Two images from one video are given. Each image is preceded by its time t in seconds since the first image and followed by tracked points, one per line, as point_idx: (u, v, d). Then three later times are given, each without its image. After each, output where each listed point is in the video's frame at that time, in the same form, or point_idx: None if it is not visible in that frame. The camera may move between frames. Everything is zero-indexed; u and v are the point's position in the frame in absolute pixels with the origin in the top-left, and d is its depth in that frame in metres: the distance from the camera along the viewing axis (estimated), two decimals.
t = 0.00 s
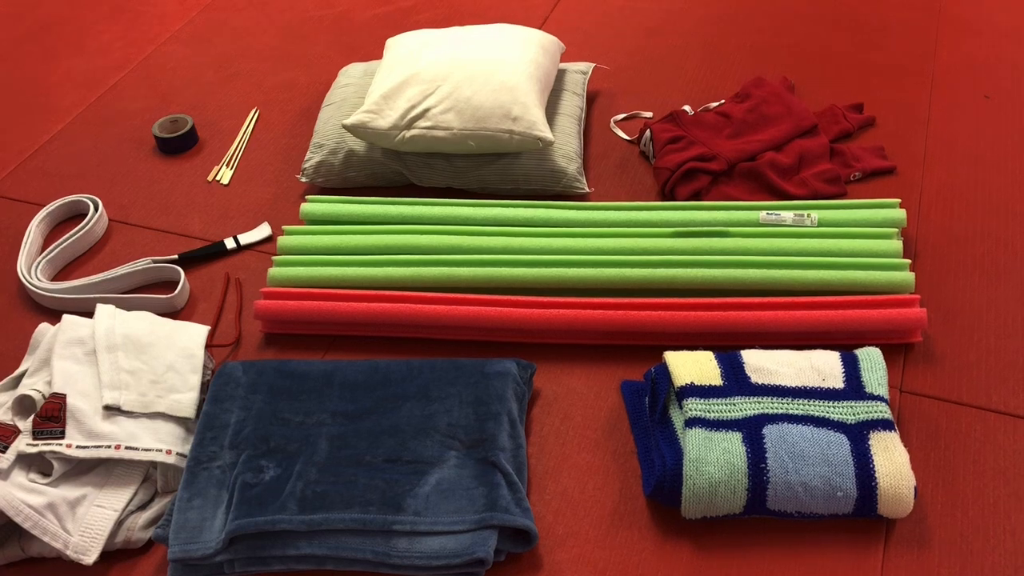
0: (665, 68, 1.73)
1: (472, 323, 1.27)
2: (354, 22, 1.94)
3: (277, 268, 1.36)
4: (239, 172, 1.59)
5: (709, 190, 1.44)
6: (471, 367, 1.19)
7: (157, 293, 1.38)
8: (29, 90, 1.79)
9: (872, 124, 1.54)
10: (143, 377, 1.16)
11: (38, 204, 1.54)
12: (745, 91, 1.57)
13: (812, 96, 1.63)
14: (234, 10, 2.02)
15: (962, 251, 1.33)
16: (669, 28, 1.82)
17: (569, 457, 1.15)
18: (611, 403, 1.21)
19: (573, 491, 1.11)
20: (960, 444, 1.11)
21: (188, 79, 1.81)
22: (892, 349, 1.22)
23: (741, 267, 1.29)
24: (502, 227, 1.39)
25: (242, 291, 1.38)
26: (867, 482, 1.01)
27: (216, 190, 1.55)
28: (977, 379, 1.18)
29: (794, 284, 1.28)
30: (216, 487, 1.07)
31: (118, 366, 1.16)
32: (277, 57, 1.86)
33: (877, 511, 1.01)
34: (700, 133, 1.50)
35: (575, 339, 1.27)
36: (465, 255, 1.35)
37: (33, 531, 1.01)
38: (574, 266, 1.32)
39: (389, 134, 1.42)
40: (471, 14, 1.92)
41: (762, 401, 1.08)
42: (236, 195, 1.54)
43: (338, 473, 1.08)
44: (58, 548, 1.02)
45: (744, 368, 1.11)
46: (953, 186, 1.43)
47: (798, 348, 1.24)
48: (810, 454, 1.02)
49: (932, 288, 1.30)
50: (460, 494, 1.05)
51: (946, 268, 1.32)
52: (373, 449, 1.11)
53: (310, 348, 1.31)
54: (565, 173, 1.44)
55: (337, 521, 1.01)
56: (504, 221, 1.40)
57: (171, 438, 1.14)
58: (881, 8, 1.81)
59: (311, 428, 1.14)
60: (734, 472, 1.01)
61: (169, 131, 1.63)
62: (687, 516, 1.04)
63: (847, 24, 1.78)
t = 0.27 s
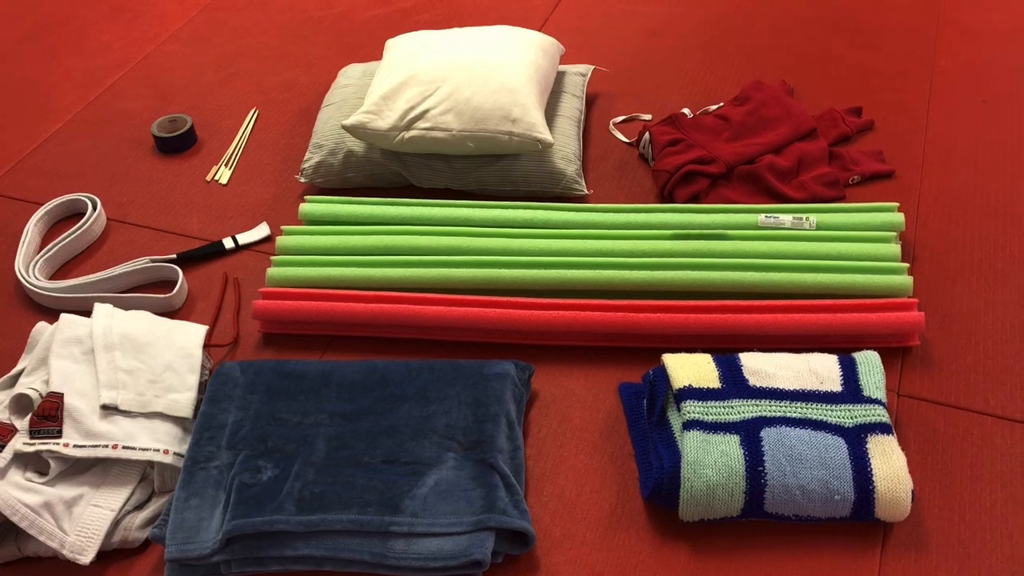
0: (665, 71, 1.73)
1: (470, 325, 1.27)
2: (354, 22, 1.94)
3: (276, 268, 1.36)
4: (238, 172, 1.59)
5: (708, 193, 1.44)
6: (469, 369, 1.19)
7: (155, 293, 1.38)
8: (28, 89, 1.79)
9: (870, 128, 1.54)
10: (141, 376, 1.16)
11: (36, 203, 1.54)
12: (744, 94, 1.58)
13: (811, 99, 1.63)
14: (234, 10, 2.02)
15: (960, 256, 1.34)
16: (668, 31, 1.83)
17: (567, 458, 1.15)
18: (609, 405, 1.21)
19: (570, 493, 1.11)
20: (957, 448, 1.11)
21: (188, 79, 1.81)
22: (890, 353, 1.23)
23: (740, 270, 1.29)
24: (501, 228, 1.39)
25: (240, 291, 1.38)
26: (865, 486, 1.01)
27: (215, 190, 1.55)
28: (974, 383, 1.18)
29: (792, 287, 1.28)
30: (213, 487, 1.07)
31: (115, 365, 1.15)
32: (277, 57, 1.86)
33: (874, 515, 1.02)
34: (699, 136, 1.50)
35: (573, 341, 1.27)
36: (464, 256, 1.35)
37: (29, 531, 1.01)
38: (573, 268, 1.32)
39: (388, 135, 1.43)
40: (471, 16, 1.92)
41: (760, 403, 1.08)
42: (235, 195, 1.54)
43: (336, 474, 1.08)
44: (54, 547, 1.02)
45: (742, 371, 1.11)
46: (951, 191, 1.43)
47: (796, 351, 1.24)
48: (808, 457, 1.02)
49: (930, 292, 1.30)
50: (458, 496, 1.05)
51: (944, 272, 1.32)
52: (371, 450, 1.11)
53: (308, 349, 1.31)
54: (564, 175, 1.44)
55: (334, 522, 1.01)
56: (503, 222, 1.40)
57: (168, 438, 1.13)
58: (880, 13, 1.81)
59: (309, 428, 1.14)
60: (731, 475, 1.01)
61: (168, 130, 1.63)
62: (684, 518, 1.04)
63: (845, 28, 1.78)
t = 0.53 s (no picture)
0: (664, 71, 1.73)
1: (469, 325, 1.27)
2: (353, 21, 1.94)
3: (273, 267, 1.35)
4: (235, 170, 1.59)
5: (707, 193, 1.44)
6: (466, 369, 1.19)
7: (152, 291, 1.38)
8: (25, 86, 1.78)
9: (869, 129, 1.54)
10: (137, 374, 1.15)
11: (33, 200, 1.53)
12: (743, 95, 1.58)
13: (810, 101, 1.63)
14: (232, 8, 2.01)
15: (958, 258, 1.34)
16: (667, 32, 1.83)
17: (565, 459, 1.15)
18: (607, 405, 1.21)
19: (568, 493, 1.11)
20: (955, 450, 1.12)
21: (185, 76, 1.81)
22: (888, 355, 1.23)
23: (738, 271, 1.29)
24: (499, 228, 1.39)
25: (237, 289, 1.38)
26: (862, 487, 1.01)
27: (212, 188, 1.55)
28: (972, 385, 1.18)
29: (790, 289, 1.28)
30: (210, 486, 1.07)
31: (112, 363, 1.15)
32: (275, 55, 1.86)
33: (872, 516, 1.02)
34: (697, 137, 1.50)
35: (571, 341, 1.27)
36: (462, 256, 1.34)
37: (24, 528, 1.00)
38: (571, 268, 1.32)
39: (387, 134, 1.42)
40: (470, 15, 1.92)
41: (759, 404, 1.08)
42: (232, 193, 1.54)
43: (332, 473, 1.07)
44: (49, 545, 1.01)
45: (740, 372, 1.11)
46: (950, 193, 1.43)
47: (794, 352, 1.24)
48: (806, 458, 1.02)
49: (928, 294, 1.30)
50: (455, 496, 1.05)
51: (942, 273, 1.32)
52: (368, 449, 1.11)
53: (306, 348, 1.31)
54: (563, 175, 1.44)
55: (331, 521, 1.01)
56: (501, 222, 1.39)
57: (164, 436, 1.13)
58: (879, 15, 1.81)
59: (305, 428, 1.13)
60: (729, 476, 1.01)
61: (166, 128, 1.62)
62: (682, 519, 1.04)
63: (845, 29, 1.78)
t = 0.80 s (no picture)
0: (662, 73, 1.73)
1: (466, 328, 1.27)
2: (351, 22, 1.94)
3: (270, 269, 1.35)
4: (232, 171, 1.58)
5: (704, 196, 1.44)
6: (463, 371, 1.19)
7: (148, 292, 1.38)
8: (21, 86, 1.78)
9: (867, 132, 1.54)
10: (133, 377, 1.15)
11: (29, 201, 1.53)
12: (740, 97, 1.58)
13: (807, 103, 1.63)
14: (230, 9, 2.01)
15: (956, 261, 1.34)
16: (665, 34, 1.82)
17: (562, 462, 1.15)
18: (604, 408, 1.20)
19: (565, 496, 1.11)
20: (952, 453, 1.11)
21: (182, 77, 1.80)
22: (885, 357, 1.23)
23: (736, 273, 1.29)
24: (496, 230, 1.39)
25: (234, 291, 1.38)
26: (860, 491, 1.01)
27: (209, 189, 1.54)
28: (969, 388, 1.18)
29: (788, 291, 1.28)
30: (206, 489, 1.07)
31: (108, 365, 1.15)
32: (272, 56, 1.85)
33: (869, 519, 1.01)
34: (695, 139, 1.50)
35: (568, 344, 1.27)
36: (459, 258, 1.34)
37: (20, 531, 1.00)
38: (569, 271, 1.31)
39: (384, 136, 1.42)
40: (468, 17, 1.92)
41: (756, 407, 1.07)
42: (229, 195, 1.54)
43: (329, 476, 1.07)
44: (45, 548, 1.01)
45: (738, 375, 1.11)
46: (947, 196, 1.43)
47: (791, 355, 1.24)
48: (803, 461, 1.02)
49: (925, 297, 1.30)
50: (452, 499, 1.05)
51: (940, 276, 1.32)
52: (365, 452, 1.10)
53: (302, 350, 1.30)
54: (561, 177, 1.43)
55: (327, 525, 1.01)
56: (498, 224, 1.39)
57: (161, 438, 1.13)
58: (877, 17, 1.81)
59: (302, 430, 1.13)
60: (727, 479, 1.01)
61: (162, 129, 1.62)
62: (679, 522, 1.04)
63: (842, 32, 1.78)
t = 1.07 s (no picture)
0: (661, 76, 1.73)
1: (464, 332, 1.27)
2: (350, 25, 1.94)
3: (269, 272, 1.35)
4: (231, 175, 1.58)
5: (703, 199, 1.44)
6: (462, 375, 1.19)
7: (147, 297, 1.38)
8: (21, 90, 1.78)
9: (866, 135, 1.54)
10: (132, 381, 1.15)
11: (28, 205, 1.53)
12: (739, 100, 1.57)
13: (807, 106, 1.63)
14: (229, 12, 2.01)
15: (955, 264, 1.34)
16: (664, 37, 1.82)
17: (560, 466, 1.15)
18: (603, 413, 1.20)
19: (564, 501, 1.11)
20: (952, 457, 1.11)
21: (181, 81, 1.80)
22: (884, 362, 1.22)
23: (735, 277, 1.29)
24: (496, 233, 1.39)
25: (233, 295, 1.38)
26: (859, 495, 1.00)
27: (208, 193, 1.54)
28: (968, 392, 1.18)
29: (787, 295, 1.27)
30: (205, 493, 1.06)
31: (106, 370, 1.15)
32: (271, 59, 1.85)
33: (869, 524, 1.01)
34: (694, 142, 1.50)
35: (567, 348, 1.27)
36: (458, 262, 1.34)
37: (19, 536, 1.00)
38: (568, 274, 1.31)
39: (383, 139, 1.42)
40: (467, 20, 1.92)
41: (755, 412, 1.07)
42: (228, 199, 1.54)
43: (328, 481, 1.07)
44: (44, 553, 1.01)
45: (737, 379, 1.11)
46: (947, 198, 1.43)
47: (790, 360, 1.24)
48: (802, 466, 1.02)
49: (925, 300, 1.30)
50: (451, 503, 1.05)
51: (939, 279, 1.32)
52: (363, 457, 1.10)
53: (301, 354, 1.30)
54: (560, 180, 1.43)
55: (326, 529, 1.01)
56: (498, 228, 1.39)
57: (159, 443, 1.13)
58: (876, 20, 1.81)
59: (301, 435, 1.13)
60: (726, 484, 1.01)
61: (161, 132, 1.62)
62: (678, 527, 1.04)
63: (842, 35, 1.78)
